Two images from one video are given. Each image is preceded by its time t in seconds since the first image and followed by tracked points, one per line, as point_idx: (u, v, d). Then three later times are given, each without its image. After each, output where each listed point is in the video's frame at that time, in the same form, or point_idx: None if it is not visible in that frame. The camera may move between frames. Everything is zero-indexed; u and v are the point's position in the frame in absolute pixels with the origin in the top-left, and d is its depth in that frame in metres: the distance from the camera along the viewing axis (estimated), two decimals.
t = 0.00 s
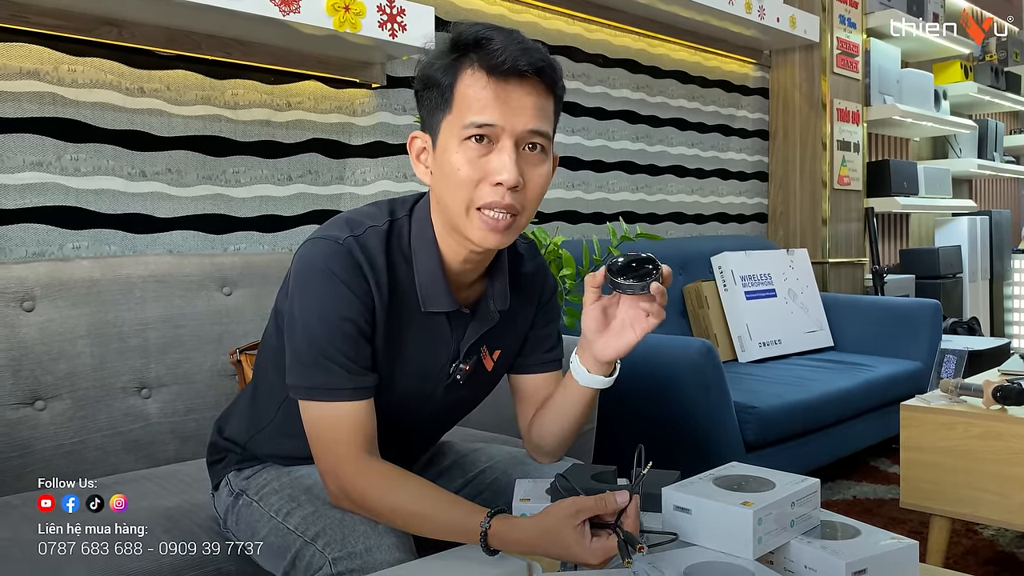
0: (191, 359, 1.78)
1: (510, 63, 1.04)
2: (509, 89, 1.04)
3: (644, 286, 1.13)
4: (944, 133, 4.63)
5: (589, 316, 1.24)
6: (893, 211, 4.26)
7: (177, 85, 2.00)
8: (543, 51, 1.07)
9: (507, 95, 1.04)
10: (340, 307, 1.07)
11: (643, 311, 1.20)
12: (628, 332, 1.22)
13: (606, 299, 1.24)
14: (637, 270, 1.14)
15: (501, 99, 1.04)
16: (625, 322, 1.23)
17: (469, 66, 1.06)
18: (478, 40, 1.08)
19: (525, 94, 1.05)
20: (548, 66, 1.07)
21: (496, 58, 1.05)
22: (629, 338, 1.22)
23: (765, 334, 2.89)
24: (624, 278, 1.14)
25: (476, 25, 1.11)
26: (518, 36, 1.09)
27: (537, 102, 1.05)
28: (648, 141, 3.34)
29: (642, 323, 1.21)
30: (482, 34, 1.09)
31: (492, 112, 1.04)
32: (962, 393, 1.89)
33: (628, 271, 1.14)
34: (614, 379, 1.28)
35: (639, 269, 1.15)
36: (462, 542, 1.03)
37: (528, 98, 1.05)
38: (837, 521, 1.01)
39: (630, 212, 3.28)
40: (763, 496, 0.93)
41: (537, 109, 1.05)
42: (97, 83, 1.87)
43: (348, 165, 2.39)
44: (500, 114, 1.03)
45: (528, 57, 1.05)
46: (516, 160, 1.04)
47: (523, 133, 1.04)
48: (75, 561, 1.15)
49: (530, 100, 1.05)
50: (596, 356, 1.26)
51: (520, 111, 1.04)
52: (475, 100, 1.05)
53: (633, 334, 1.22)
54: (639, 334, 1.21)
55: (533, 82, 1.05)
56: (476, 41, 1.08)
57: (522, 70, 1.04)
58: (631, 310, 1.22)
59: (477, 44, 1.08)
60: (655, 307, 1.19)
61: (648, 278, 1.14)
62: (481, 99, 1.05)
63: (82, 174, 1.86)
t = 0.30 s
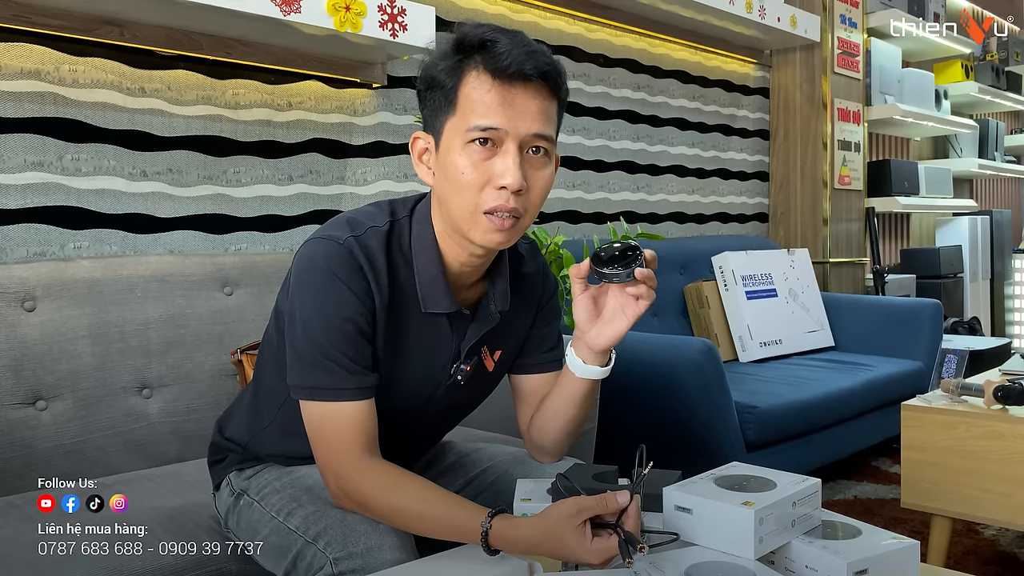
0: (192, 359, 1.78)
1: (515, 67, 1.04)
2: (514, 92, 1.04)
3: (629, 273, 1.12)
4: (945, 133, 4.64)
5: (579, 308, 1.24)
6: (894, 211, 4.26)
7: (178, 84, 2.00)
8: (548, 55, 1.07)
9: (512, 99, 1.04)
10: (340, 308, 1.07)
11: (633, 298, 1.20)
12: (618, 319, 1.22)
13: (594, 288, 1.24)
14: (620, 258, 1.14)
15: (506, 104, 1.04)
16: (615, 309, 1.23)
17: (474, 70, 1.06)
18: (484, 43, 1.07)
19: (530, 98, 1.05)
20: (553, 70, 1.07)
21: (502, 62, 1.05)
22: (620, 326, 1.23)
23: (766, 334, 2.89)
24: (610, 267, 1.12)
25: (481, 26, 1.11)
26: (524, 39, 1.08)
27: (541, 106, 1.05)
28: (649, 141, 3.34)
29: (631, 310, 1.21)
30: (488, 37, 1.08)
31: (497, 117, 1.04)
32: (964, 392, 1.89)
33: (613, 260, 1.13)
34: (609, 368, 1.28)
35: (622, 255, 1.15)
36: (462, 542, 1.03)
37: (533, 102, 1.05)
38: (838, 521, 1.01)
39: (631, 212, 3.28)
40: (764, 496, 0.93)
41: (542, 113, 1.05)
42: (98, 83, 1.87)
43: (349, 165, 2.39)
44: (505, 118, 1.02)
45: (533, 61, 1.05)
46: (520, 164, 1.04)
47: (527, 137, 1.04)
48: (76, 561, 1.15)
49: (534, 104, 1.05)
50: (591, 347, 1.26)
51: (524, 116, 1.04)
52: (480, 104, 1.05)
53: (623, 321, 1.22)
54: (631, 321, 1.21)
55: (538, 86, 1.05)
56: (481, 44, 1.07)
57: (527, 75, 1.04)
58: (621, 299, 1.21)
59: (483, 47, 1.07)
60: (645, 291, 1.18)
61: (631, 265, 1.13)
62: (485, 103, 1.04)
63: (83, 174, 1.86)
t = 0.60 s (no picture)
0: (192, 359, 1.78)
1: (547, 77, 1.03)
2: (543, 102, 1.04)
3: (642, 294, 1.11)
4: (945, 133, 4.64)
5: (586, 318, 1.24)
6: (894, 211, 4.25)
7: (179, 84, 2.00)
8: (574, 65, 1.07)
9: (542, 108, 1.04)
10: (339, 308, 1.07)
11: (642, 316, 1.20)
12: (625, 334, 1.22)
13: (604, 301, 1.24)
14: (636, 277, 1.13)
15: (537, 113, 1.04)
16: (623, 324, 1.23)
17: (502, 78, 1.05)
18: (510, 50, 1.06)
19: (558, 108, 1.05)
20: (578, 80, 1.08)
21: (533, 70, 1.04)
22: (626, 341, 1.23)
23: (766, 333, 2.89)
24: (625, 288, 1.12)
25: (502, 31, 1.09)
26: (546, 47, 1.08)
27: (566, 115, 1.06)
28: (649, 141, 3.34)
29: (640, 327, 1.21)
30: (511, 43, 1.06)
31: (529, 127, 1.03)
32: (964, 392, 1.89)
33: (626, 279, 1.13)
34: (612, 380, 1.28)
35: (636, 274, 1.14)
36: (462, 542, 1.03)
37: (561, 111, 1.05)
38: (838, 521, 1.01)
39: (631, 212, 3.28)
40: (764, 496, 0.93)
41: (567, 123, 1.06)
42: (99, 83, 1.87)
43: (350, 165, 2.39)
44: (538, 128, 1.02)
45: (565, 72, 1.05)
46: (550, 174, 1.04)
47: (556, 147, 1.05)
48: (76, 561, 1.15)
49: (561, 113, 1.05)
50: (595, 358, 1.26)
51: (554, 125, 1.04)
52: (511, 113, 1.04)
53: (630, 337, 1.22)
54: (638, 337, 1.21)
55: (565, 95, 1.05)
56: (507, 50, 1.06)
57: (559, 84, 1.04)
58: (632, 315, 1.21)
59: (510, 54, 1.05)
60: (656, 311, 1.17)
61: (645, 286, 1.12)
62: (516, 112, 1.04)
63: (83, 173, 1.86)
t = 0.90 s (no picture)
0: (193, 358, 1.78)
1: (510, 60, 1.05)
2: (508, 84, 1.05)
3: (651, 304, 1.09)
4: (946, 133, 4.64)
5: (596, 320, 1.24)
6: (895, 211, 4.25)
7: (180, 84, 2.01)
8: (542, 48, 1.08)
9: (507, 92, 1.05)
10: (339, 308, 1.07)
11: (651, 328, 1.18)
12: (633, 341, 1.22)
13: (616, 305, 1.23)
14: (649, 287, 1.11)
15: (502, 97, 1.04)
16: (632, 332, 1.22)
17: (469, 65, 1.07)
18: (476, 38, 1.08)
19: (526, 91, 1.05)
20: (547, 64, 1.08)
21: (496, 55, 1.05)
22: (632, 348, 1.22)
23: (767, 333, 2.89)
24: (635, 292, 1.10)
25: (475, 24, 1.11)
26: (516, 34, 1.09)
27: (537, 99, 1.06)
28: (650, 141, 3.34)
29: (647, 337, 1.20)
30: (480, 33, 1.09)
31: (494, 110, 1.04)
32: (964, 392, 1.89)
33: (637, 284, 1.11)
34: (615, 385, 1.29)
35: (649, 282, 1.12)
36: (462, 542, 1.03)
37: (529, 95, 1.05)
38: (839, 521, 1.01)
39: (632, 212, 3.28)
40: (764, 496, 0.93)
41: (538, 106, 1.06)
42: (99, 83, 1.87)
43: (350, 164, 2.39)
44: (502, 111, 1.03)
45: (529, 55, 1.06)
46: (519, 157, 1.04)
47: (524, 130, 1.05)
48: (75, 561, 1.15)
49: (530, 97, 1.05)
50: (599, 361, 1.26)
51: (521, 108, 1.05)
52: (477, 99, 1.05)
53: (637, 345, 1.22)
54: (643, 347, 1.21)
55: (533, 79, 1.06)
56: (474, 39, 1.08)
57: (521, 64, 1.05)
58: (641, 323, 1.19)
59: (476, 42, 1.08)
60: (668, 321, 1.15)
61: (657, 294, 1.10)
62: (481, 98, 1.05)
63: (84, 173, 1.86)
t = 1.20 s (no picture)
0: (194, 358, 1.78)
1: (512, 63, 1.04)
2: (510, 86, 1.05)
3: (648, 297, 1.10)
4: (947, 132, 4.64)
5: (593, 316, 1.25)
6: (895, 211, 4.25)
7: (180, 84, 2.01)
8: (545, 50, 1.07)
9: (510, 95, 1.04)
10: (338, 307, 1.07)
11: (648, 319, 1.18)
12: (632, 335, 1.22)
13: (612, 300, 1.24)
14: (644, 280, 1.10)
15: (505, 99, 1.04)
16: (630, 325, 1.23)
17: (471, 67, 1.06)
18: (479, 40, 1.08)
19: (528, 94, 1.05)
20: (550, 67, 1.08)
21: (499, 57, 1.05)
22: (631, 343, 1.23)
23: (767, 333, 2.89)
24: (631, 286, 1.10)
25: (478, 24, 1.11)
26: (519, 36, 1.08)
27: (539, 102, 1.06)
28: (650, 140, 3.34)
29: (646, 330, 1.20)
30: (483, 34, 1.08)
31: (497, 113, 1.04)
32: (965, 392, 1.88)
33: (636, 278, 1.11)
34: (615, 381, 1.29)
35: (646, 274, 1.12)
36: (462, 541, 1.03)
37: (531, 98, 1.05)
38: (839, 520, 1.01)
39: (632, 211, 3.28)
40: (764, 496, 0.93)
41: (541, 109, 1.06)
42: (100, 83, 1.87)
43: (350, 164, 2.39)
44: (504, 114, 1.02)
45: (533, 58, 1.06)
46: (520, 159, 1.04)
47: (526, 133, 1.05)
48: (75, 561, 1.15)
49: (532, 100, 1.05)
50: (599, 357, 1.26)
51: (523, 111, 1.04)
52: (478, 101, 1.05)
53: (635, 338, 1.22)
54: (643, 339, 1.21)
55: (536, 82, 1.05)
56: (476, 41, 1.08)
57: (525, 68, 1.04)
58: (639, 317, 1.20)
59: (478, 44, 1.08)
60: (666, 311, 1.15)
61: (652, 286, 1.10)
62: (483, 100, 1.05)
63: (84, 173, 1.86)
